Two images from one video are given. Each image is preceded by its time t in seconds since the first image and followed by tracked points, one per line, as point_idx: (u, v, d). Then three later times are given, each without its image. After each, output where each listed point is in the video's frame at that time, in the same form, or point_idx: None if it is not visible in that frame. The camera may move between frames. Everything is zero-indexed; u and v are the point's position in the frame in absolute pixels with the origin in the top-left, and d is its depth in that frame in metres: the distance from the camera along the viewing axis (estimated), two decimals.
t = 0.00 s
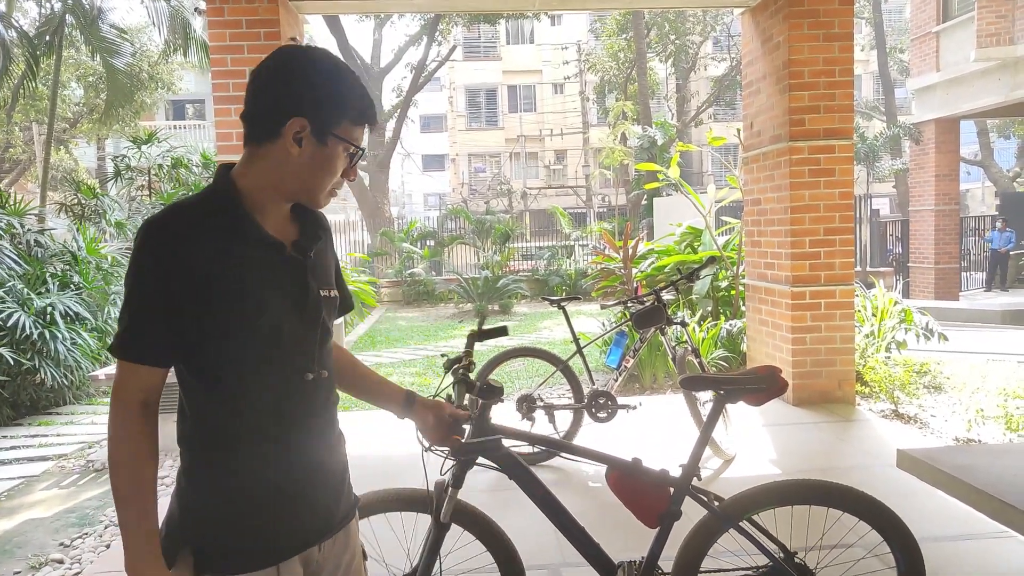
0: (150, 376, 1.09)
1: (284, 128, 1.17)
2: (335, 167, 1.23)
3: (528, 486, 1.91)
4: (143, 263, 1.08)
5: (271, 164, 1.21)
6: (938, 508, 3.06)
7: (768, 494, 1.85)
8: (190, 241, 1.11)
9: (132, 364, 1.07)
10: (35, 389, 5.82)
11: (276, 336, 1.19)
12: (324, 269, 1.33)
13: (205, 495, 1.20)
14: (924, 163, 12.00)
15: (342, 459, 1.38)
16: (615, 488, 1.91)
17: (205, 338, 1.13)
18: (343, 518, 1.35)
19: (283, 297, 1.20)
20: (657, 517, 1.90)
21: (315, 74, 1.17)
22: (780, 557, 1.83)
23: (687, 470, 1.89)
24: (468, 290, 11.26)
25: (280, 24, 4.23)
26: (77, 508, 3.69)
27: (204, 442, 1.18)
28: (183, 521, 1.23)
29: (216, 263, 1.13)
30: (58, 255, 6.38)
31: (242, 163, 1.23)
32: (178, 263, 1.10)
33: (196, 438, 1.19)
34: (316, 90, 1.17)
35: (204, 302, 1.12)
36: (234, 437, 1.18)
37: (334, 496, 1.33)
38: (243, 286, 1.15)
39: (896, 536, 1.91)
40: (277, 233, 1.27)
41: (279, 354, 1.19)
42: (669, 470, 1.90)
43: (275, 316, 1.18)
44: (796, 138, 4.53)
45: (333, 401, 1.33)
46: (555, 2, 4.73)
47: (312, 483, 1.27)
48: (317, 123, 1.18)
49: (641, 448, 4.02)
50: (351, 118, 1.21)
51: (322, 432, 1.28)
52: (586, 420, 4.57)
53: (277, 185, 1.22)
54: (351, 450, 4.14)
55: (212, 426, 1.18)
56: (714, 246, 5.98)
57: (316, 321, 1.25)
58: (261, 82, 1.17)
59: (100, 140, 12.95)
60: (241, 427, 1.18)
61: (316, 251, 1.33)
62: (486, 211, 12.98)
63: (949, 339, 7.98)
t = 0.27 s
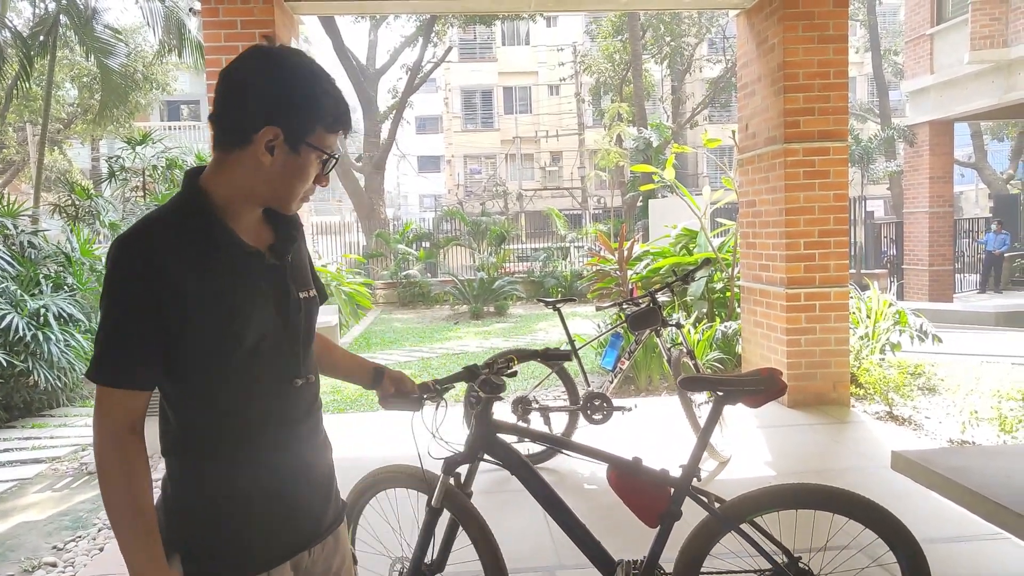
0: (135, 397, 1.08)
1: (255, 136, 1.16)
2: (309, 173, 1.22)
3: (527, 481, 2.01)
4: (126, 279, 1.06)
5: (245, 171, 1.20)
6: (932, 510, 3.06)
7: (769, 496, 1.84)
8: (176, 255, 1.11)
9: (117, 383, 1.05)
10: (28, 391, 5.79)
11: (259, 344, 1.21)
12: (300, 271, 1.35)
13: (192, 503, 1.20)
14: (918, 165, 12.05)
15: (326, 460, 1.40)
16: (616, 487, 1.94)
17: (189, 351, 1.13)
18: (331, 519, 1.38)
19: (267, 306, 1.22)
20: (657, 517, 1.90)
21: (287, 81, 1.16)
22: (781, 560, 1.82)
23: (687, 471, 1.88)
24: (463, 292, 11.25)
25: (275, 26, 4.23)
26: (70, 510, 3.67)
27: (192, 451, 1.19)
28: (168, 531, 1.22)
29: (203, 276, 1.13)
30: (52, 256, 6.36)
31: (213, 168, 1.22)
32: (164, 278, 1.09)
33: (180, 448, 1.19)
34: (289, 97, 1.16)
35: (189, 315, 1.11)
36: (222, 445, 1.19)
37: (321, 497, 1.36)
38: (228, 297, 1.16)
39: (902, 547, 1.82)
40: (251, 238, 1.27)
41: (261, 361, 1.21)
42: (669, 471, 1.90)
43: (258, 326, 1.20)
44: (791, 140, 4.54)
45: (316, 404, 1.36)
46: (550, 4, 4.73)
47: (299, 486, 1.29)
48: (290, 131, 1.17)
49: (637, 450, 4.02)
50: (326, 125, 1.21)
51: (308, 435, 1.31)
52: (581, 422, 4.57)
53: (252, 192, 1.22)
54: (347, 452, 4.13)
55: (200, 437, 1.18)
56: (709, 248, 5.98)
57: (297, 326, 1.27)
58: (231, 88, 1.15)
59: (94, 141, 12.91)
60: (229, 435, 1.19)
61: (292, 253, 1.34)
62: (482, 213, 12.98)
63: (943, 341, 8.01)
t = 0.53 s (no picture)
0: (124, 405, 1.07)
1: (232, 136, 1.15)
2: (291, 170, 1.21)
3: (525, 478, 2.00)
4: (114, 284, 1.05)
5: (225, 170, 1.19)
6: (927, 510, 3.07)
7: (765, 495, 1.84)
8: (165, 257, 1.10)
9: (106, 390, 1.05)
10: (22, 387, 5.77)
11: (250, 344, 1.20)
12: (289, 266, 1.34)
13: (186, 503, 1.20)
14: (914, 165, 12.07)
15: (321, 454, 1.40)
16: (612, 485, 1.93)
17: (180, 353, 1.12)
18: (328, 516, 1.38)
19: (257, 305, 1.22)
20: (652, 515, 1.90)
21: (261, 78, 1.15)
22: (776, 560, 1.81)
23: (683, 469, 1.88)
24: (460, 290, 11.23)
25: (271, 21, 4.21)
26: (64, 507, 3.65)
27: (184, 452, 1.18)
28: (163, 529, 1.22)
29: (193, 279, 1.13)
30: (46, 252, 6.34)
31: (193, 167, 1.21)
32: (154, 281, 1.08)
33: (172, 449, 1.18)
34: (266, 94, 1.15)
35: (179, 318, 1.11)
36: (214, 445, 1.19)
37: (317, 493, 1.35)
38: (219, 297, 1.15)
39: (897, 546, 1.82)
40: (236, 236, 1.27)
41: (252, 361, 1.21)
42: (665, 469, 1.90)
43: (251, 326, 1.20)
44: (788, 139, 4.54)
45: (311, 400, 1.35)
46: (548, 1, 4.71)
47: (294, 483, 1.29)
48: (268, 129, 1.16)
49: (633, 448, 4.02)
50: (305, 122, 1.20)
51: (302, 431, 1.31)
52: (577, 420, 4.57)
53: (234, 191, 1.21)
54: (342, 449, 4.13)
55: (192, 437, 1.18)
56: (706, 247, 5.98)
57: (288, 323, 1.27)
58: (206, 86, 1.14)
59: (89, 136, 12.86)
60: (221, 435, 1.19)
61: (279, 249, 1.33)
62: (478, 211, 12.96)
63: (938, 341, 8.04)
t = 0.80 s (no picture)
0: (105, 404, 1.06)
1: (218, 131, 1.14)
2: (280, 166, 1.20)
3: (519, 476, 1.99)
4: (99, 281, 1.05)
5: (213, 166, 1.18)
6: (920, 510, 3.08)
7: (757, 493, 1.84)
8: (148, 253, 1.09)
9: (92, 387, 1.04)
10: (14, 385, 5.74)
11: (239, 342, 1.19)
12: (280, 264, 1.33)
13: (172, 502, 1.19)
14: (907, 167, 12.12)
15: (311, 455, 1.38)
16: (604, 481, 1.93)
17: (166, 352, 1.11)
18: (317, 517, 1.37)
19: (247, 303, 1.21)
20: (644, 512, 1.90)
21: (249, 73, 1.14)
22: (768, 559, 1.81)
23: (674, 466, 1.88)
24: (454, 289, 11.21)
25: (266, 20, 4.19)
26: (55, 505, 3.63)
27: (170, 450, 1.17)
28: (148, 528, 1.21)
29: (180, 276, 1.12)
30: (38, 250, 6.31)
31: (183, 164, 1.20)
32: (140, 279, 1.07)
33: (159, 448, 1.17)
34: (253, 88, 1.14)
35: (165, 316, 1.10)
36: (201, 445, 1.18)
37: (306, 494, 1.34)
38: (206, 296, 1.15)
39: (890, 545, 1.82)
40: (226, 235, 1.26)
41: (241, 359, 1.20)
42: (657, 466, 1.90)
43: (239, 325, 1.19)
44: (782, 140, 4.56)
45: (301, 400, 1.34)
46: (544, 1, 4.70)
47: (282, 484, 1.28)
48: (255, 125, 1.15)
49: (627, 447, 4.03)
50: (294, 117, 1.19)
51: (291, 431, 1.29)
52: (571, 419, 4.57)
53: (222, 187, 1.20)
54: (336, 448, 4.11)
55: (179, 435, 1.17)
56: (700, 247, 5.98)
57: (278, 322, 1.26)
58: (193, 82, 1.13)
59: (83, 134, 12.79)
60: (208, 434, 1.18)
61: (270, 247, 1.33)
62: (473, 210, 12.95)
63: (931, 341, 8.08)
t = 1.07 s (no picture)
0: (109, 407, 1.07)
1: (219, 129, 1.15)
2: (281, 163, 1.20)
3: (517, 477, 1.99)
4: (103, 282, 1.05)
5: (214, 165, 1.18)
6: (917, 511, 3.08)
7: (755, 495, 1.84)
8: (151, 254, 1.09)
9: (96, 388, 1.04)
10: (11, 388, 5.73)
11: (241, 344, 1.19)
12: (280, 266, 1.33)
13: (172, 506, 1.19)
14: (904, 168, 12.14)
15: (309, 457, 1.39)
16: (601, 483, 1.93)
17: (169, 353, 1.11)
18: (314, 521, 1.37)
19: (248, 304, 1.21)
20: (641, 513, 1.90)
21: (250, 71, 1.14)
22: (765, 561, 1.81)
23: (672, 468, 1.88)
24: (452, 291, 11.20)
25: (263, 20, 4.19)
26: (52, 508, 3.62)
27: (171, 455, 1.17)
28: (147, 531, 1.21)
29: (183, 277, 1.12)
30: (35, 251, 6.29)
31: (183, 164, 1.20)
32: (143, 279, 1.07)
33: (158, 451, 1.17)
34: (254, 87, 1.14)
35: (168, 316, 1.10)
36: (202, 447, 1.18)
37: (303, 498, 1.34)
38: (209, 297, 1.15)
39: (886, 546, 1.82)
40: (227, 237, 1.26)
41: (243, 360, 1.20)
42: (655, 467, 1.90)
43: (241, 326, 1.19)
44: (779, 141, 4.56)
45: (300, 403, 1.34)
46: (541, 2, 4.69)
47: (280, 487, 1.28)
48: (256, 122, 1.15)
49: (625, 448, 4.03)
50: (293, 113, 1.19)
51: (290, 433, 1.30)
52: (569, 421, 4.57)
53: (224, 187, 1.20)
54: (333, 450, 4.10)
55: (179, 439, 1.16)
56: (698, 248, 5.99)
57: (278, 324, 1.26)
58: (193, 80, 1.13)
59: (80, 135, 12.76)
60: (209, 436, 1.18)
61: (270, 249, 1.32)
62: (470, 211, 12.95)
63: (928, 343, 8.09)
